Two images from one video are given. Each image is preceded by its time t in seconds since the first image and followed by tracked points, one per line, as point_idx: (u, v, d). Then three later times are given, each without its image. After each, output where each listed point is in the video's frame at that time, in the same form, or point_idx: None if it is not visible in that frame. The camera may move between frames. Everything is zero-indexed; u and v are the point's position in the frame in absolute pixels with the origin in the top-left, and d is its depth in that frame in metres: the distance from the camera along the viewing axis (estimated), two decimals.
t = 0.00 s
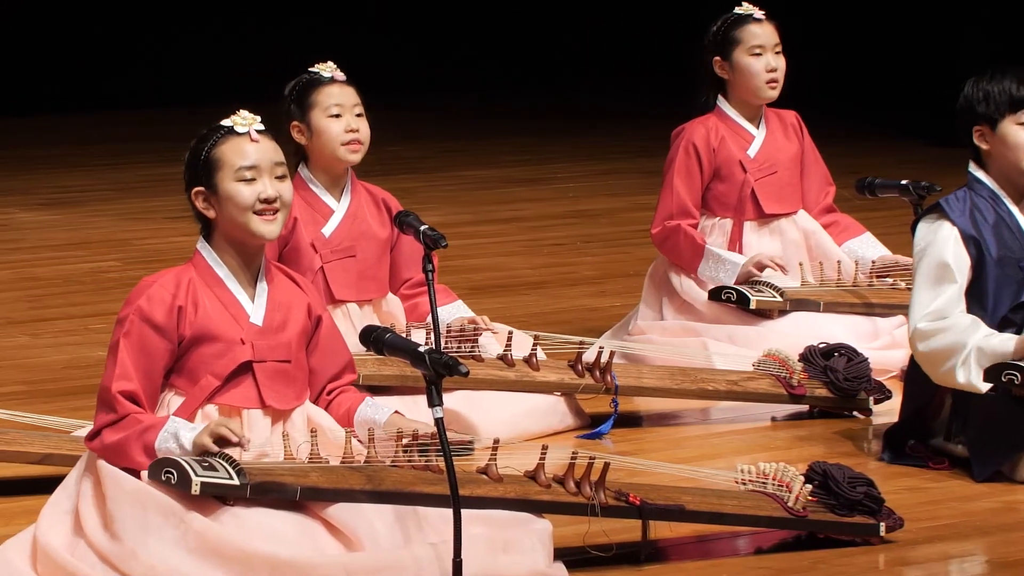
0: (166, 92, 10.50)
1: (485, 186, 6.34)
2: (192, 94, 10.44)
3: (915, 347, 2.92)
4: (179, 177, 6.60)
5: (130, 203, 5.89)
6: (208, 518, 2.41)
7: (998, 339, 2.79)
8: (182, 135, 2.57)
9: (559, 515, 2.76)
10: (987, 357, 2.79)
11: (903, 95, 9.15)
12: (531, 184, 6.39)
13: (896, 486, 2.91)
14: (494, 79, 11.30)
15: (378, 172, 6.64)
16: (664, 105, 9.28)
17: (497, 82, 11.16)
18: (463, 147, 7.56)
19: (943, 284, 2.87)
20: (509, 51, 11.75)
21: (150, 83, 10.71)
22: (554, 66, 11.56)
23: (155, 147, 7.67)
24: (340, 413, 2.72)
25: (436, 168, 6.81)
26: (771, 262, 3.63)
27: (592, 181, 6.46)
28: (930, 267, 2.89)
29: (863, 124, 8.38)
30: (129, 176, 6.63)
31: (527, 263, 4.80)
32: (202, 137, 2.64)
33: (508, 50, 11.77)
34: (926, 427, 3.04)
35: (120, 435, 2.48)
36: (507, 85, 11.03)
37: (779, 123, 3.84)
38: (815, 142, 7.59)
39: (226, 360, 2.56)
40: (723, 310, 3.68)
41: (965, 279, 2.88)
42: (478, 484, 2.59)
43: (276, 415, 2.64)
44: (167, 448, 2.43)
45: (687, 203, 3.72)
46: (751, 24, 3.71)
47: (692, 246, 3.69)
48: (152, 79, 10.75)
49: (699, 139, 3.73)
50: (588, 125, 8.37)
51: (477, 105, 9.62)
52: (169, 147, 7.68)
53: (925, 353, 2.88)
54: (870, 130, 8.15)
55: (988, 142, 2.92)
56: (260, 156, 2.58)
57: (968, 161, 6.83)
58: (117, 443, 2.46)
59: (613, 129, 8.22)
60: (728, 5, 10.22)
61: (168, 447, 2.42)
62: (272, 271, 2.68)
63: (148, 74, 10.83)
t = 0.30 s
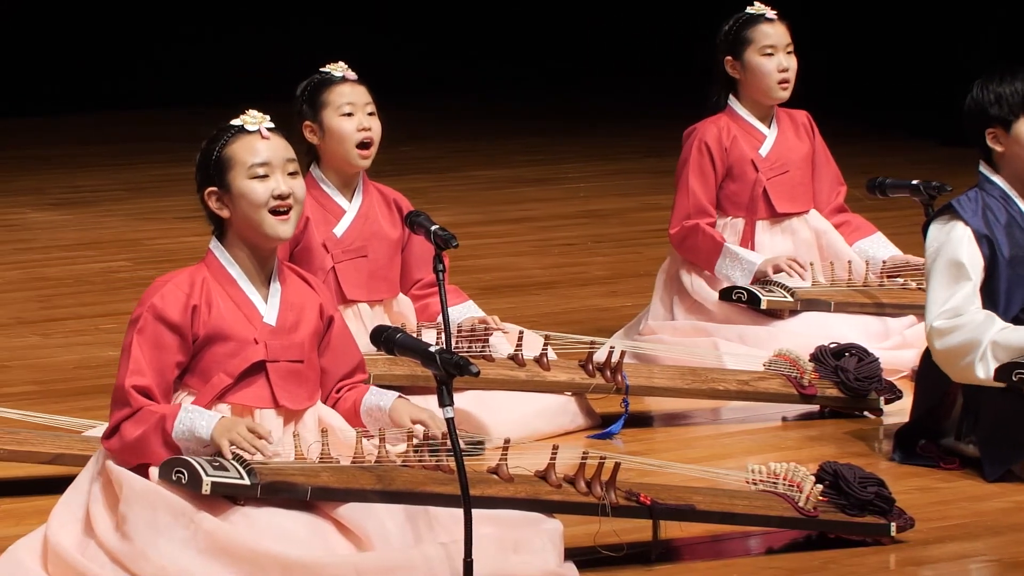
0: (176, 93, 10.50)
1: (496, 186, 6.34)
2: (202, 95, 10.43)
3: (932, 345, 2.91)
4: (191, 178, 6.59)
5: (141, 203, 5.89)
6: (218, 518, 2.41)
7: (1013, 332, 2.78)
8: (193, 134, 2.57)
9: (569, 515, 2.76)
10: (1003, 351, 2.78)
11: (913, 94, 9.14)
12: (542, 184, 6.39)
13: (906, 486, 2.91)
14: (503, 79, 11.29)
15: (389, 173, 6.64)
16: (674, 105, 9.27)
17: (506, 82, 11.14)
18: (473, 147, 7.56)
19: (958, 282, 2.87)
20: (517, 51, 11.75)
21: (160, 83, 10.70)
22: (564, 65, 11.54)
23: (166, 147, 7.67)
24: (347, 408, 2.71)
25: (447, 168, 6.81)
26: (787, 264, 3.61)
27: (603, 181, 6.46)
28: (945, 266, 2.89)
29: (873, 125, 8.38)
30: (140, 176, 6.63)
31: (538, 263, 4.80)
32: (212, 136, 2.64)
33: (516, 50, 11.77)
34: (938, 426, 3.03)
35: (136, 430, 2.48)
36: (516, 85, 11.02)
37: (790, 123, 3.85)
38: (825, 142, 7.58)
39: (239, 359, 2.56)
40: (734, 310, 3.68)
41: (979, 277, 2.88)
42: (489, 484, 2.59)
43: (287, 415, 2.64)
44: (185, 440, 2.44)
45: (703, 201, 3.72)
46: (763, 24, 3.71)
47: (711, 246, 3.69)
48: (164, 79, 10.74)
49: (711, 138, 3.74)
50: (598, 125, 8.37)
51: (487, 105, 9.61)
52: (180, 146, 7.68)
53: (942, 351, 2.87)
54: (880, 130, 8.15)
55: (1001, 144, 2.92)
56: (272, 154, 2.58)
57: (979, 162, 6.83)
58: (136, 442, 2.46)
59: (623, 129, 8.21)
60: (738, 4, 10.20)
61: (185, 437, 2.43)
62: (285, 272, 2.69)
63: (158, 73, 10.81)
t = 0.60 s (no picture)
0: (188, 92, 10.50)
1: (506, 186, 6.34)
2: (213, 95, 10.44)
3: (943, 351, 2.92)
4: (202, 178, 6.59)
5: (151, 203, 5.89)
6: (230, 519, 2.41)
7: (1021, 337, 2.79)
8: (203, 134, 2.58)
9: (580, 515, 2.76)
10: (1011, 357, 2.80)
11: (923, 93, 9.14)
12: (552, 184, 6.39)
13: (917, 486, 2.91)
14: (512, 78, 11.29)
15: (400, 173, 6.64)
16: (684, 105, 9.28)
17: (517, 82, 11.14)
18: (484, 147, 7.56)
19: (966, 288, 2.86)
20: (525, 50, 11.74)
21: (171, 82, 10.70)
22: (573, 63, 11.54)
23: (178, 147, 7.67)
24: (361, 409, 2.71)
25: (457, 168, 6.81)
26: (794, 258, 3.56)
27: (614, 181, 6.46)
28: (955, 272, 2.88)
29: (882, 124, 8.38)
30: (151, 176, 6.63)
31: (549, 263, 4.81)
32: (223, 136, 2.64)
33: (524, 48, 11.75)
34: (948, 426, 3.03)
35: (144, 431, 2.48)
36: (525, 85, 11.01)
37: (802, 123, 3.85)
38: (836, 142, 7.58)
39: (249, 360, 2.56)
40: (745, 310, 3.68)
41: (989, 281, 2.87)
42: (500, 484, 2.59)
43: (298, 415, 2.63)
44: (191, 447, 2.44)
45: (713, 200, 3.72)
46: (775, 24, 3.72)
47: (721, 245, 3.68)
48: (171, 78, 10.74)
49: (723, 138, 3.74)
50: (608, 125, 8.37)
51: (497, 104, 9.62)
52: (191, 147, 7.68)
53: (953, 357, 2.88)
54: (889, 129, 8.15)
55: (1011, 148, 2.91)
56: (283, 153, 2.58)
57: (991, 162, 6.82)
58: (141, 441, 2.46)
59: (634, 129, 8.21)
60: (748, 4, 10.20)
61: (187, 443, 2.42)
62: (296, 272, 2.69)
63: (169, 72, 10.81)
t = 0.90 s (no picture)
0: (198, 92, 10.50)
1: (516, 186, 6.35)
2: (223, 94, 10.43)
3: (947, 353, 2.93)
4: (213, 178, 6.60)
5: (162, 203, 5.90)
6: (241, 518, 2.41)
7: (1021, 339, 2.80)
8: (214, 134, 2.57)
9: (590, 514, 2.76)
10: (1011, 358, 2.81)
11: (932, 93, 9.12)
12: (562, 184, 6.40)
13: (928, 486, 2.91)
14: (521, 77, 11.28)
15: (410, 173, 6.65)
16: (693, 105, 9.29)
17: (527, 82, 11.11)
18: (495, 147, 7.57)
19: (967, 293, 2.86)
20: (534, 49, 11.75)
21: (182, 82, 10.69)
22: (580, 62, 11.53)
23: (189, 147, 7.68)
24: (373, 409, 2.72)
25: (467, 168, 6.82)
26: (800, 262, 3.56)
27: (625, 181, 6.46)
28: (956, 275, 2.89)
29: (892, 125, 8.38)
30: (162, 176, 6.64)
31: (560, 263, 4.81)
32: (234, 136, 2.64)
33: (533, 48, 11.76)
34: (958, 427, 3.03)
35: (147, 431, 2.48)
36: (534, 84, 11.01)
37: (813, 123, 3.85)
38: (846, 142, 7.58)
39: (258, 360, 2.56)
40: (755, 310, 3.68)
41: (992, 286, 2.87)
42: (511, 484, 2.59)
43: (308, 416, 2.63)
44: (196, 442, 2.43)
45: (719, 202, 3.73)
46: (785, 24, 3.73)
47: (725, 245, 3.69)
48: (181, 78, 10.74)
49: (732, 139, 3.74)
50: (618, 125, 8.37)
51: (506, 104, 9.62)
52: (203, 147, 7.68)
53: (953, 359, 2.88)
54: (899, 130, 8.16)
55: (1018, 151, 2.91)
56: (293, 154, 2.58)
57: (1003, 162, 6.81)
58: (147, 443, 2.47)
59: (644, 129, 8.22)
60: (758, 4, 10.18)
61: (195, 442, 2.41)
62: (305, 271, 2.69)
63: (178, 72, 10.80)
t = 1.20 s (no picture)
0: (207, 90, 10.47)
1: (527, 186, 6.35)
2: (233, 92, 10.43)
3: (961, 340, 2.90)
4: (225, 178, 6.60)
5: (173, 203, 5.90)
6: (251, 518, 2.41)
7: None
8: (224, 134, 2.57)
9: (600, 515, 2.76)
10: None
11: (941, 92, 9.13)
12: (573, 184, 6.40)
13: (940, 486, 2.91)
14: (530, 76, 11.27)
15: (421, 172, 6.65)
16: (704, 105, 9.29)
17: (536, 79, 11.10)
18: (506, 147, 7.57)
19: (989, 277, 2.86)
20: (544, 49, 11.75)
21: (191, 79, 10.67)
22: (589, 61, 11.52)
23: (201, 147, 7.68)
24: (384, 409, 2.73)
25: (478, 168, 6.82)
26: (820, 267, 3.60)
27: (637, 181, 6.47)
28: (976, 263, 2.88)
29: (902, 125, 8.38)
30: (174, 176, 6.64)
31: (570, 263, 4.81)
32: (244, 135, 2.64)
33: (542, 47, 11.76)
34: (970, 426, 3.01)
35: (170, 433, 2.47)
36: (543, 81, 11.00)
37: (822, 122, 3.85)
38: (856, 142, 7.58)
39: (271, 359, 2.56)
40: (767, 310, 3.69)
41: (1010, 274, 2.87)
42: (521, 484, 2.59)
43: (320, 414, 2.64)
44: (217, 445, 2.44)
45: (730, 200, 3.73)
46: (793, 23, 3.72)
47: (738, 241, 3.69)
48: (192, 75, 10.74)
49: (742, 139, 3.75)
50: (627, 126, 8.38)
51: (515, 104, 9.62)
52: (214, 147, 7.69)
53: (971, 343, 2.86)
54: (909, 130, 8.16)
55: None
56: (304, 152, 2.58)
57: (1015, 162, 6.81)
58: (169, 443, 2.45)
59: (655, 129, 8.23)
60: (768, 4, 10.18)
61: (216, 442, 2.42)
62: (316, 270, 2.69)
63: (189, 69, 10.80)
